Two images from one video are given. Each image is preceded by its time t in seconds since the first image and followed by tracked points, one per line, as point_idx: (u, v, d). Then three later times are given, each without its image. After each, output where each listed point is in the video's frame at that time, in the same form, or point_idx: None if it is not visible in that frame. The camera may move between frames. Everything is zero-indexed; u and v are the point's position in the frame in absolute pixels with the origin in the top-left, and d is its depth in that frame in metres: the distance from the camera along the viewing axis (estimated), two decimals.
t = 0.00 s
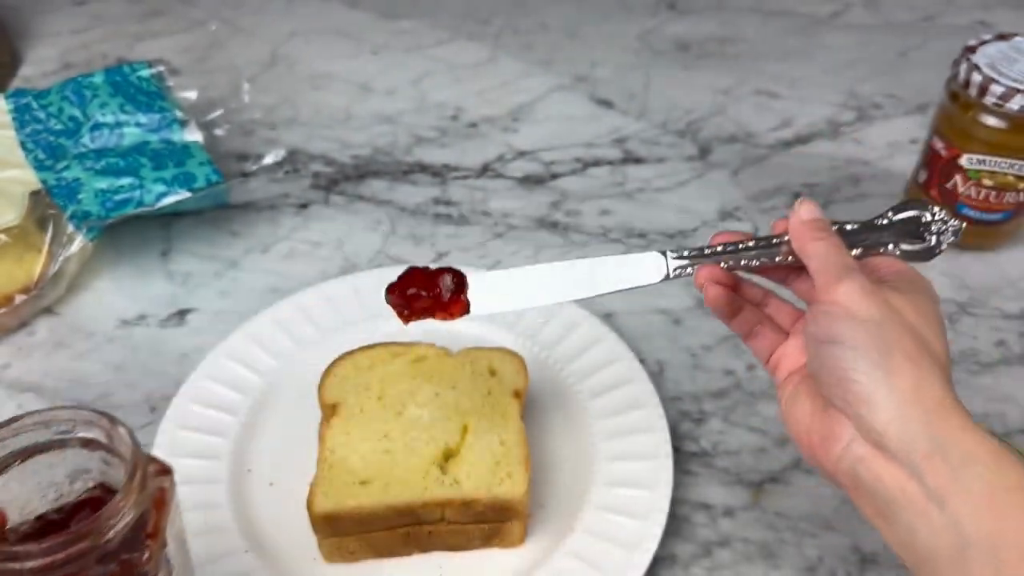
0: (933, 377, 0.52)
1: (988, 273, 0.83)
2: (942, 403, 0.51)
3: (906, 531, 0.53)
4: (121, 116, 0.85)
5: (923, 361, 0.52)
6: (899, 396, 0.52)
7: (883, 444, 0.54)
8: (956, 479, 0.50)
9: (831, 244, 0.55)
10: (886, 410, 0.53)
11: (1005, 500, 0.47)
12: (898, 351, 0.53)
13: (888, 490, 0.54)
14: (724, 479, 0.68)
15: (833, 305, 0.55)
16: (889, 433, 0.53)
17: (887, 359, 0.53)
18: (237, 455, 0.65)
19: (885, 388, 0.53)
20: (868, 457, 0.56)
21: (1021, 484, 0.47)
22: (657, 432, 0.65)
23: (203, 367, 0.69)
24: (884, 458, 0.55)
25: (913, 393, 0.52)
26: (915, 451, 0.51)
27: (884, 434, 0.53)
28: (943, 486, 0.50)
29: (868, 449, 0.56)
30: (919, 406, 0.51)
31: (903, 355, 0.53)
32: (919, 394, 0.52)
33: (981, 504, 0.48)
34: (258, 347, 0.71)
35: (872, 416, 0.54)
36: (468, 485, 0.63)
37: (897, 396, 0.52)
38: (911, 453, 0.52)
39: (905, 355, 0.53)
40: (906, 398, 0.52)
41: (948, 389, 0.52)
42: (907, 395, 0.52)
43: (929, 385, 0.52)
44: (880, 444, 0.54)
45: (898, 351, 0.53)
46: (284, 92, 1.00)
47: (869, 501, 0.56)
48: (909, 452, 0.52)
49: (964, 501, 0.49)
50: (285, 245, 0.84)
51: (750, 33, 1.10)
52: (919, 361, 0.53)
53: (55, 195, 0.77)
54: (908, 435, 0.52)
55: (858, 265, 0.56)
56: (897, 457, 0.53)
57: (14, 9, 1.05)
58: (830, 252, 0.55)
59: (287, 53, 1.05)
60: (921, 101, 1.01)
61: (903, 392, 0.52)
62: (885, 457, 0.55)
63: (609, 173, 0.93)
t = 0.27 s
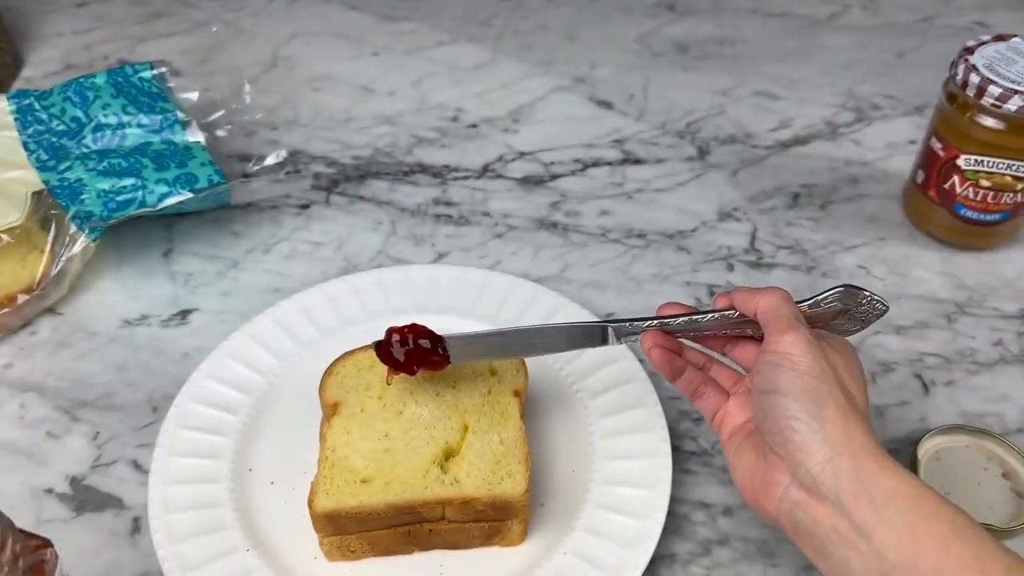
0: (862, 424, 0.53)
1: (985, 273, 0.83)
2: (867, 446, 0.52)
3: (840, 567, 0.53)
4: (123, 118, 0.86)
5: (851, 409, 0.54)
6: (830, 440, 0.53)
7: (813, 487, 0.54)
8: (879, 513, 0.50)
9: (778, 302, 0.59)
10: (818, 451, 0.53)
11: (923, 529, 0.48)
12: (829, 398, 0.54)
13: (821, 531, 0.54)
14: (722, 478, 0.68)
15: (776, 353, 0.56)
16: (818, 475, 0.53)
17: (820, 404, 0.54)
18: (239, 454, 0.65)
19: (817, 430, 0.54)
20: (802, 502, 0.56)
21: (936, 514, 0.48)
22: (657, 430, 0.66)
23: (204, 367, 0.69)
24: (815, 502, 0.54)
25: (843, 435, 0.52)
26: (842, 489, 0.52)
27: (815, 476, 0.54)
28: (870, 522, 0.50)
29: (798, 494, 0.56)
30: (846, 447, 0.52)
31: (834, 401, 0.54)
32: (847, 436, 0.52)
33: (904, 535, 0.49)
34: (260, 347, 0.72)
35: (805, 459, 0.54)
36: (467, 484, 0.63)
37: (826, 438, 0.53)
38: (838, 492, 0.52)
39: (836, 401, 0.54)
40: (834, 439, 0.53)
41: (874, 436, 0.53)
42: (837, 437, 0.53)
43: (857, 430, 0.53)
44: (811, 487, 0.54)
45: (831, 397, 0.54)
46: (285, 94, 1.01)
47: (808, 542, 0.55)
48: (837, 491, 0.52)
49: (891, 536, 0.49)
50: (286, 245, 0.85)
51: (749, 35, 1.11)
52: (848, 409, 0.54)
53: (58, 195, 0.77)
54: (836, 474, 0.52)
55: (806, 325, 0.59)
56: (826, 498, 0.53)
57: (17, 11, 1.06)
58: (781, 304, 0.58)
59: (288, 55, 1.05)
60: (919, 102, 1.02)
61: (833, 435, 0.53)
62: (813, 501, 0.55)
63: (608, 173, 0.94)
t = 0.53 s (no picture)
0: (846, 427, 0.54)
1: (984, 273, 0.83)
2: (850, 448, 0.52)
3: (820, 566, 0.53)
4: (123, 118, 0.86)
5: (835, 412, 0.54)
6: (815, 441, 0.53)
7: (797, 488, 0.54)
8: (859, 511, 0.50)
9: (776, 309, 0.59)
10: (803, 451, 0.53)
11: (902, 527, 0.48)
12: (816, 399, 0.54)
13: (804, 530, 0.54)
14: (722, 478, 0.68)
15: (769, 355, 0.57)
16: (801, 474, 0.54)
17: (807, 405, 0.54)
18: (239, 453, 0.65)
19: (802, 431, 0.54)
20: (786, 503, 0.56)
21: (913, 510, 0.49)
22: (657, 430, 0.66)
23: (204, 367, 0.69)
24: (798, 502, 0.54)
25: (827, 437, 0.53)
26: (823, 488, 0.52)
27: (799, 476, 0.54)
28: (850, 521, 0.50)
29: (782, 495, 0.56)
30: (829, 447, 0.52)
31: (821, 404, 0.54)
32: (832, 437, 0.53)
33: (883, 532, 0.49)
34: (261, 347, 0.72)
35: (789, 459, 0.54)
36: (467, 484, 0.63)
37: (811, 438, 0.53)
38: (820, 491, 0.52)
39: (824, 404, 0.54)
40: (819, 440, 0.53)
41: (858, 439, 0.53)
42: (822, 438, 0.53)
43: (841, 432, 0.53)
44: (794, 487, 0.54)
45: (818, 400, 0.54)
46: (285, 94, 1.01)
47: (792, 542, 0.56)
48: (819, 490, 0.52)
49: (870, 533, 0.49)
50: (287, 245, 0.85)
51: (749, 35, 1.11)
52: (834, 412, 0.54)
53: (58, 195, 0.77)
54: (819, 473, 0.52)
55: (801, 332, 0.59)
56: (809, 497, 0.53)
57: (18, 11, 1.06)
58: (778, 311, 0.58)
59: (289, 55, 1.05)
60: (919, 103, 1.02)
61: (818, 435, 0.53)
62: (796, 501, 0.55)
63: (608, 173, 0.94)
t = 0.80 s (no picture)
0: (830, 464, 0.54)
1: (984, 273, 0.83)
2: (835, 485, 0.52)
3: None
4: (124, 118, 0.86)
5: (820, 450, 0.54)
6: (801, 478, 0.53)
7: (782, 524, 0.54)
8: (845, 548, 0.50)
9: (759, 342, 0.59)
10: (789, 489, 0.53)
11: (886, 562, 0.48)
12: (801, 436, 0.54)
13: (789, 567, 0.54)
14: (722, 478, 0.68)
15: (752, 389, 0.56)
16: (787, 511, 0.53)
17: (792, 441, 0.54)
18: (239, 453, 0.65)
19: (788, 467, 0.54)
20: (770, 538, 0.55)
21: (900, 546, 0.48)
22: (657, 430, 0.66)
23: (204, 368, 0.69)
24: (782, 538, 0.54)
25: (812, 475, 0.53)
26: (809, 525, 0.52)
27: (785, 513, 0.54)
28: (835, 557, 0.50)
29: (765, 531, 0.56)
30: (816, 485, 0.52)
31: (807, 440, 0.54)
32: (818, 474, 0.53)
33: (868, 569, 0.49)
34: (261, 346, 0.72)
35: (775, 496, 0.54)
36: (467, 484, 0.63)
37: (796, 474, 0.53)
38: (806, 528, 0.52)
39: (808, 440, 0.54)
40: (805, 477, 0.53)
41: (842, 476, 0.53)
42: (807, 475, 0.53)
43: (826, 468, 0.53)
44: (779, 523, 0.54)
45: (803, 436, 0.54)
46: (285, 94, 1.01)
47: None
48: (806, 527, 0.52)
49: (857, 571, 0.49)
50: (287, 245, 0.85)
51: (748, 35, 1.11)
52: (818, 449, 0.54)
53: (58, 195, 0.77)
54: (806, 510, 0.52)
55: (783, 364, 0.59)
56: (794, 533, 0.53)
57: (18, 11, 1.06)
58: (761, 344, 0.58)
59: (289, 55, 1.05)
60: (918, 103, 1.02)
61: (804, 473, 0.53)
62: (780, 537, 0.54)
63: (608, 173, 0.94)
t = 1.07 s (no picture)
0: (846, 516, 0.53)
1: (984, 273, 0.83)
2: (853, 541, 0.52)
3: None
4: (124, 119, 0.86)
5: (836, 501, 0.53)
6: (819, 534, 0.52)
7: None
8: None
9: (773, 389, 0.56)
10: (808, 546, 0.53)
11: None
12: (818, 490, 0.53)
13: None
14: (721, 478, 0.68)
15: (768, 443, 0.54)
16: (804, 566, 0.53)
17: (809, 496, 0.53)
18: (239, 453, 0.65)
19: (806, 523, 0.53)
20: None
21: None
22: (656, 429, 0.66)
23: (204, 368, 0.69)
24: None
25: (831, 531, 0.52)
26: None
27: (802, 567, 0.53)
28: None
29: None
30: (835, 542, 0.52)
31: (823, 493, 0.53)
32: (835, 530, 0.52)
33: None
34: (261, 346, 0.72)
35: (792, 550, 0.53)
36: (468, 484, 0.63)
37: (814, 530, 0.52)
38: None
39: (824, 493, 0.53)
40: (824, 534, 0.52)
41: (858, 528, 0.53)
42: (825, 531, 0.52)
43: (842, 522, 0.52)
44: None
45: (819, 490, 0.53)
46: (286, 94, 1.01)
47: None
48: None
49: None
50: (287, 245, 0.85)
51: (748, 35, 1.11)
52: (833, 499, 0.53)
53: (58, 195, 0.77)
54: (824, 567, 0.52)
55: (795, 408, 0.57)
56: None
57: (18, 11, 1.06)
58: (776, 394, 0.55)
59: (289, 55, 1.05)
60: (918, 103, 1.02)
61: (823, 530, 0.52)
62: None
63: (608, 173, 0.94)
